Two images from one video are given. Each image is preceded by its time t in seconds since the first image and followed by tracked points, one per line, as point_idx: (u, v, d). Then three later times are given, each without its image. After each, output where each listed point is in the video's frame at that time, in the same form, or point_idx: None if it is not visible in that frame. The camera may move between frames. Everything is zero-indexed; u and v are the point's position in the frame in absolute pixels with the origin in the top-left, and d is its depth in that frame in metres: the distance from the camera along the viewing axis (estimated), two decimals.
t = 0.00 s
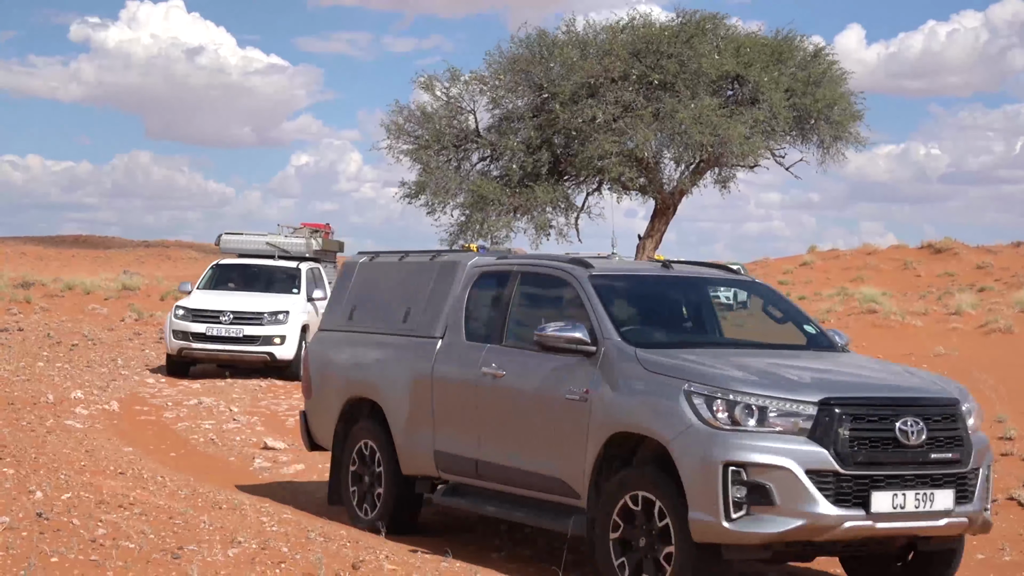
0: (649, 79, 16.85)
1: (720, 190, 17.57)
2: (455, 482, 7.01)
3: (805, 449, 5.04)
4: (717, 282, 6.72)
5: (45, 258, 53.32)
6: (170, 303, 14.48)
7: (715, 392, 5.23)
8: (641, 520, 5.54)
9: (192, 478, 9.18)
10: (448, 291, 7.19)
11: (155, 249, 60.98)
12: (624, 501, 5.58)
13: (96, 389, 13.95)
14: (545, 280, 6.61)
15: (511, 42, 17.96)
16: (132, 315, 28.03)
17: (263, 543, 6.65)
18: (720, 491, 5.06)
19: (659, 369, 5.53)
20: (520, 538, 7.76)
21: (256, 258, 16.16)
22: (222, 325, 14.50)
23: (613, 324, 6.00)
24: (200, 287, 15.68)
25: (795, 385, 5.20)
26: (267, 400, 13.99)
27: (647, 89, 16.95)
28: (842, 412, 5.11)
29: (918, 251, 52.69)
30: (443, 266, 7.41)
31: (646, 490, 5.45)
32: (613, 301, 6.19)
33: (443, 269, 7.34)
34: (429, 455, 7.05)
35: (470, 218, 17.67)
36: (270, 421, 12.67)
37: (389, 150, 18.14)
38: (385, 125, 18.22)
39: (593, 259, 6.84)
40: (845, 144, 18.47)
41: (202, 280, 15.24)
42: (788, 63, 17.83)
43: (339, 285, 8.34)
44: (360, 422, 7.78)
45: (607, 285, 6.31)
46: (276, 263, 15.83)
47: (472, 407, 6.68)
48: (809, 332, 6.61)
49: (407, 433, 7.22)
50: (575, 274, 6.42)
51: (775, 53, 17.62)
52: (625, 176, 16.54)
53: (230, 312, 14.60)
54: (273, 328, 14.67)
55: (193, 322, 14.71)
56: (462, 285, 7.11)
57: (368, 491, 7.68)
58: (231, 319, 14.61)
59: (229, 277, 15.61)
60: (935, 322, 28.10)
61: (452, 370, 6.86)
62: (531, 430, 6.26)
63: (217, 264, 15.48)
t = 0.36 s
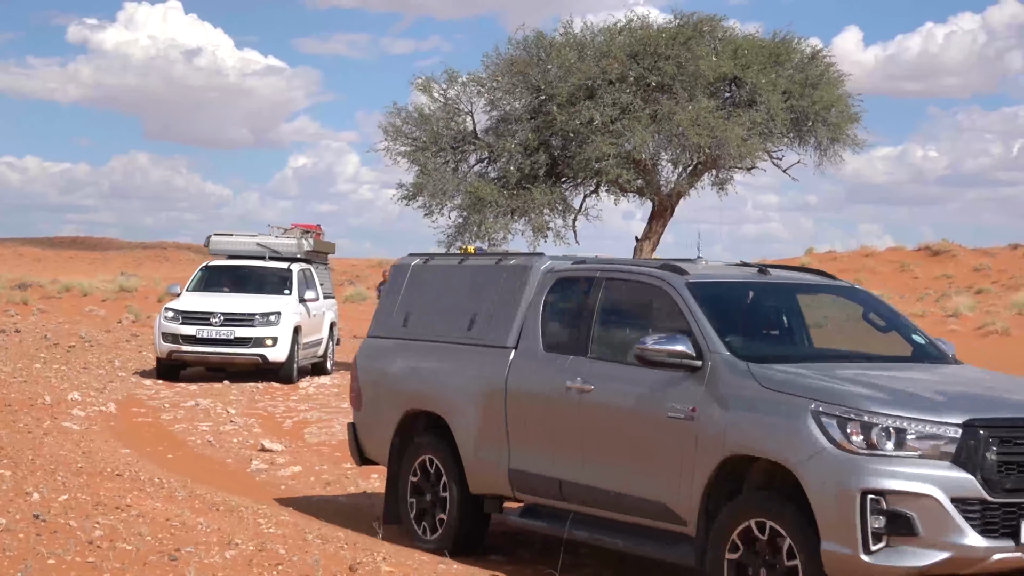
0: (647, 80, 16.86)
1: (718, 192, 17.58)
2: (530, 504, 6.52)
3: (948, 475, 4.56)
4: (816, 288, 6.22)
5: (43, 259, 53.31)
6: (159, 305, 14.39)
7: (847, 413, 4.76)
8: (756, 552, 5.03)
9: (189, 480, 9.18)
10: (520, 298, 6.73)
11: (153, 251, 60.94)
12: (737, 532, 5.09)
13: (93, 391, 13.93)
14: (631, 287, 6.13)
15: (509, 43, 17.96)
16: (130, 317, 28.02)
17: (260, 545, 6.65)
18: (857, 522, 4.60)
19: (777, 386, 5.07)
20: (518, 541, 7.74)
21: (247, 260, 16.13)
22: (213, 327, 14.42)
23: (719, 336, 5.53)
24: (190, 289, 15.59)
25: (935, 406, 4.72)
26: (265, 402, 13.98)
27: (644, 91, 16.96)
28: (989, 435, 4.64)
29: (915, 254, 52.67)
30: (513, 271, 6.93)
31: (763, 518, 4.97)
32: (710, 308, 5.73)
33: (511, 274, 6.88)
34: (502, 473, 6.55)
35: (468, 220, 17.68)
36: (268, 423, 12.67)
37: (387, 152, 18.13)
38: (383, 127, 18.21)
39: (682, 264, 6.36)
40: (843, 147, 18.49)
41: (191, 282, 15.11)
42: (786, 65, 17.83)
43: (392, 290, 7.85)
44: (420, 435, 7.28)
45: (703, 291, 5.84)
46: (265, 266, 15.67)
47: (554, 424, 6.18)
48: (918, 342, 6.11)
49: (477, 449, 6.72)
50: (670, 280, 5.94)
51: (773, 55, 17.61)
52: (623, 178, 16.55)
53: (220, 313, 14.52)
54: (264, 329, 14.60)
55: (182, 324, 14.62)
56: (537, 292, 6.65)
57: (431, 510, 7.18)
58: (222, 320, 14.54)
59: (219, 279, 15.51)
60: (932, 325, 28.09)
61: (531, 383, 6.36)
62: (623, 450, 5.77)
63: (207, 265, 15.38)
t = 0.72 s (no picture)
0: (642, 82, 16.89)
1: (714, 193, 17.60)
2: (625, 527, 5.86)
3: None
4: (933, 291, 5.56)
5: (39, 261, 53.31)
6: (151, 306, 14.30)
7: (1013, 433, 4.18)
8: None
9: (185, 481, 9.18)
10: (607, 304, 6.05)
11: (149, 252, 60.91)
12: (882, 563, 4.52)
13: (89, 393, 13.92)
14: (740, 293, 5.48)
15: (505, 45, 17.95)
16: (127, 318, 28.04)
17: (257, 547, 6.65)
18: None
19: (924, 402, 4.49)
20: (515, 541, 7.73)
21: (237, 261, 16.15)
22: (206, 328, 14.35)
23: (849, 347, 4.92)
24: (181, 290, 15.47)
25: None
26: (261, 404, 13.98)
27: (640, 93, 16.98)
28: None
29: (911, 256, 52.75)
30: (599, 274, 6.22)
31: (917, 547, 4.39)
32: (836, 314, 5.09)
33: (596, 278, 6.19)
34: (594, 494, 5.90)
35: (464, 222, 17.70)
36: (264, 424, 12.67)
37: (384, 154, 18.14)
38: (380, 128, 18.22)
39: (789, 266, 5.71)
40: (839, 148, 18.52)
41: (182, 283, 15.03)
42: (782, 66, 17.82)
43: (453, 293, 7.14)
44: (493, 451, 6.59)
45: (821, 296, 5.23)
46: (255, 266, 15.62)
47: (658, 442, 5.55)
48: None
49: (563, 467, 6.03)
50: (784, 284, 5.31)
51: (769, 56, 17.61)
52: (619, 180, 16.57)
53: (214, 314, 14.45)
54: (258, 331, 14.45)
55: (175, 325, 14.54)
56: (629, 299, 5.98)
57: (506, 530, 6.44)
58: (215, 321, 14.46)
59: (211, 280, 15.36)
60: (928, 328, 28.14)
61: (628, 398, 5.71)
62: (742, 470, 5.16)
63: (198, 266, 15.20)
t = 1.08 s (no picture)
0: (641, 86, 16.92)
1: (712, 197, 17.62)
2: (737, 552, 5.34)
3: None
4: None
5: (37, 264, 53.28)
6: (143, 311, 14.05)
7: None
8: None
9: (183, 485, 9.17)
10: (716, 313, 5.55)
11: (147, 257, 60.89)
12: None
13: (86, 396, 13.92)
14: (873, 304, 5.02)
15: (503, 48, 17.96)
16: (125, 321, 28.05)
17: (254, 550, 6.65)
18: None
19: None
20: (512, 545, 7.72)
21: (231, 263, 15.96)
22: (200, 334, 14.06)
23: (1009, 362, 4.49)
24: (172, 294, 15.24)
25: None
26: (258, 407, 13.95)
27: (638, 97, 17.01)
28: None
29: (908, 260, 52.89)
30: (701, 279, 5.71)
31: None
32: (987, 325, 4.66)
33: (700, 284, 5.68)
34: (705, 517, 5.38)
35: (462, 226, 17.71)
36: (261, 428, 12.66)
37: (382, 157, 18.15)
38: (378, 132, 18.24)
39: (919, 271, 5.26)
40: (837, 152, 18.56)
41: (174, 287, 14.79)
42: (780, 70, 17.87)
43: (527, 298, 6.58)
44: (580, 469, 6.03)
45: (967, 305, 4.79)
46: (251, 268, 15.48)
47: (784, 461, 5.07)
48: None
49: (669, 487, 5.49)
50: (923, 293, 4.87)
51: (768, 60, 17.65)
52: (617, 184, 16.59)
53: (208, 320, 14.15)
54: (254, 337, 14.16)
55: (168, 331, 14.28)
56: (740, 309, 5.49)
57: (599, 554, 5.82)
58: (209, 327, 14.16)
59: (204, 284, 15.23)
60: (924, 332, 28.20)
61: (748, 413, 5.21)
62: (886, 492, 4.71)
63: (190, 269, 15.09)
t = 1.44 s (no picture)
0: (640, 90, 16.94)
1: (711, 202, 17.63)
2: None
3: None
4: None
5: (36, 267, 53.31)
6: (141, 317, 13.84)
7: None
8: None
9: (182, 489, 9.17)
10: (845, 319, 4.93)
11: (146, 261, 60.91)
12: None
13: (86, 400, 13.92)
14: None
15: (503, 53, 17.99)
16: (124, 325, 28.08)
17: (253, 554, 6.65)
18: None
19: None
20: (512, 549, 7.71)
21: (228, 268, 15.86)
22: (199, 342, 13.87)
23: None
24: (168, 299, 15.07)
25: None
26: (257, 411, 13.95)
27: (637, 102, 17.02)
28: None
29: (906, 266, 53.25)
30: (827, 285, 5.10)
31: None
32: None
33: (825, 289, 5.08)
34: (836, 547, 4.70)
35: (462, 230, 17.73)
36: (261, 432, 12.66)
37: (381, 161, 18.18)
38: (378, 136, 18.27)
39: None
40: (836, 157, 18.58)
41: (170, 291, 14.76)
42: (780, 75, 17.88)
43: (625, 307, 6.03)
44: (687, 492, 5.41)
45: None
46: (247, 272, 15.43)
47: (933, 484, 4.37)
48: None
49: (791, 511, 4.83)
50: None
51: (767, 65, 17.68)
52: (617, 188, 16.61)
53: (207, 328, 13.98)
54: (254, 345, 14.01)
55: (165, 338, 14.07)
56: (878, 318, 4.84)
57: None
58: (208, 335, 13.99)
59: (200, 290, 15.12)
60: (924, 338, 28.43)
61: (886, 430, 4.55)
62: None
63: (186, 273, 15.01)
